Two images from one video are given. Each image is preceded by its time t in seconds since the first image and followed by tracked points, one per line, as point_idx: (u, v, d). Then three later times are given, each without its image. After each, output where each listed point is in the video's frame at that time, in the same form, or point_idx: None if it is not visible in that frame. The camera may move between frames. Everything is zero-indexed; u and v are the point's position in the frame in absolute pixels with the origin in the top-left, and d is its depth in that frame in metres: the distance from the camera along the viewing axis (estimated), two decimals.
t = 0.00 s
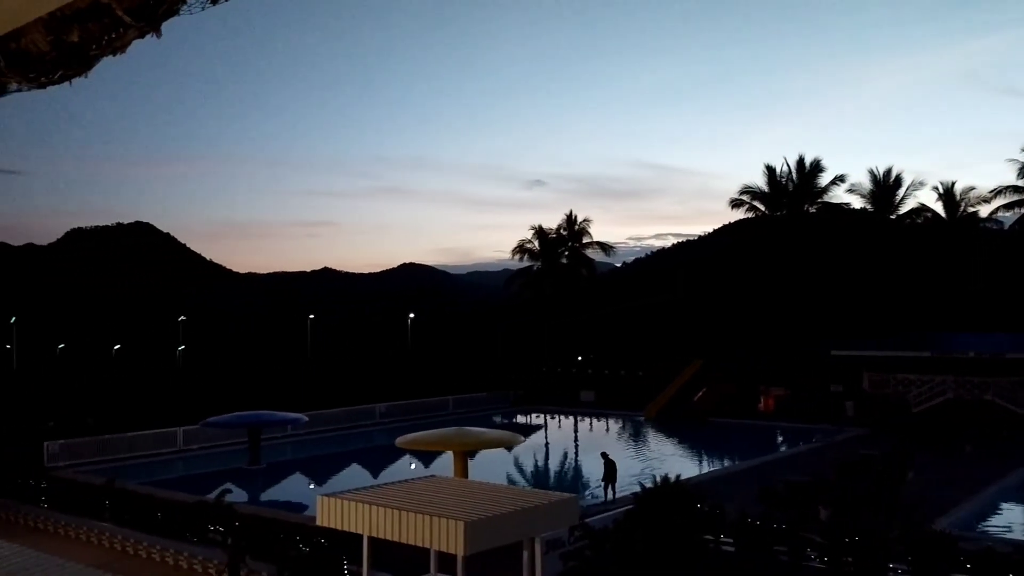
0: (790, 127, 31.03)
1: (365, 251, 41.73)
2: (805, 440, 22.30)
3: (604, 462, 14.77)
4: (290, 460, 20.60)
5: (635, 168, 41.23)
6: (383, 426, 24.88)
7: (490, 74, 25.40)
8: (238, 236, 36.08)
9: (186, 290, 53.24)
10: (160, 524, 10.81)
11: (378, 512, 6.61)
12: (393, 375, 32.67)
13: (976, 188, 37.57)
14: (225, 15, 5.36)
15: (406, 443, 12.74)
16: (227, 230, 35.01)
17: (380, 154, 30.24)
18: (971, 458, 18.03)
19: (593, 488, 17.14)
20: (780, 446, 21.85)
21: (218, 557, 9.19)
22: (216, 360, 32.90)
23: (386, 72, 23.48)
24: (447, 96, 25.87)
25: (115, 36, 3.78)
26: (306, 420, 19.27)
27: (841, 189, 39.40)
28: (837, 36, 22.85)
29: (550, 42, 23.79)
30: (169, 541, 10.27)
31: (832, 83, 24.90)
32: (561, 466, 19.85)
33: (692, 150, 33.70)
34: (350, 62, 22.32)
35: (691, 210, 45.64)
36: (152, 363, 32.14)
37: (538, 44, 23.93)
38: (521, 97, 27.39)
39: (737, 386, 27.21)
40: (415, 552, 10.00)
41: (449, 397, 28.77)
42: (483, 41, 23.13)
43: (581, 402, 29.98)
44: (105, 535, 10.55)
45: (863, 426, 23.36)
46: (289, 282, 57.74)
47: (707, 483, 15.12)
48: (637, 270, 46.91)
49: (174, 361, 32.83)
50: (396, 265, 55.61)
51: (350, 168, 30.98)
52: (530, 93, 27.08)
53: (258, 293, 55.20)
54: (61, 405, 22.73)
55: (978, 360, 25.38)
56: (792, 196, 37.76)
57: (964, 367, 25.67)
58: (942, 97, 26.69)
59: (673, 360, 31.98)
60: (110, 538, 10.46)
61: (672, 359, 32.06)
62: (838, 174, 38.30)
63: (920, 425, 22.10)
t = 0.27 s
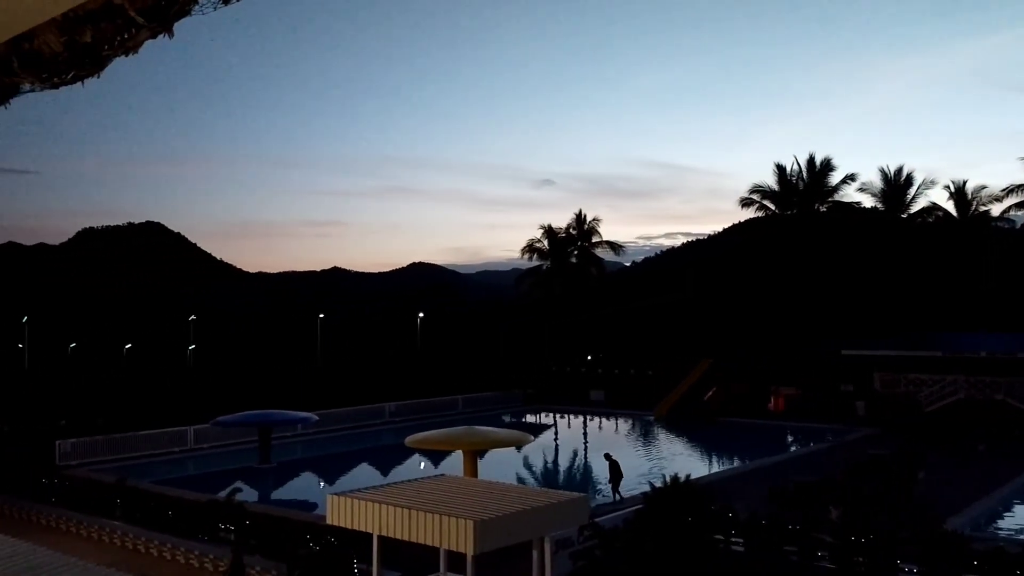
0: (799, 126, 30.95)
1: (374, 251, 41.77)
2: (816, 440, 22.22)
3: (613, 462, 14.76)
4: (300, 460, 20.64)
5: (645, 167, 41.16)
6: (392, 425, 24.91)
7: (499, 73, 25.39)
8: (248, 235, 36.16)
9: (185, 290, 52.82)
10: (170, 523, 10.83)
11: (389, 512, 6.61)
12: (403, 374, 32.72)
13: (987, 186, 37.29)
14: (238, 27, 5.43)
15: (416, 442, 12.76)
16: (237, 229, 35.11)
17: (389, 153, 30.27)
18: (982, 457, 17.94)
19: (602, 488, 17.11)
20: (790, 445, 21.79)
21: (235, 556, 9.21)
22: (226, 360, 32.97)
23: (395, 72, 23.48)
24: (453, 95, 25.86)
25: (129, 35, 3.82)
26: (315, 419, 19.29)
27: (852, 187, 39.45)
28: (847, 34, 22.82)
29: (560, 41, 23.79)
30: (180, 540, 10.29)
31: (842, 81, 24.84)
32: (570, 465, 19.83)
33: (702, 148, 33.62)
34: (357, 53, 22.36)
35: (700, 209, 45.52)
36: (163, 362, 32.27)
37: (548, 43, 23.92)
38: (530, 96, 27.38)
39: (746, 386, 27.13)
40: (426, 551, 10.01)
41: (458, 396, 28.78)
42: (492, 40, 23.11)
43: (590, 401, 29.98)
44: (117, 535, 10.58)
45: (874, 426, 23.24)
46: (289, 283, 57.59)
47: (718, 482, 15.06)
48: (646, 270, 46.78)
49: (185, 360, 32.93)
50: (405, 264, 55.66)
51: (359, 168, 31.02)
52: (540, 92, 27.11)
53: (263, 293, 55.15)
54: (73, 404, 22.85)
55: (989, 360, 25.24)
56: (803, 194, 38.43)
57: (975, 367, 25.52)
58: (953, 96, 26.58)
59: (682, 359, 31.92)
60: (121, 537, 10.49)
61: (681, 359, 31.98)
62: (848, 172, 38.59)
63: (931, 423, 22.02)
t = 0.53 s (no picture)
0: (808, 124, 30.84)
1: (383, 250, 41.84)
2: (826, 440, 22.11)
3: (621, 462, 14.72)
4: (309, 458, 20.67)
5: (654, 166, 41.18)
6: (401, 424, 24.93)
7: (508, 70, 25.21)
8: (257, 233, 36.27)
9: (186, 290, 53.04)
10: (180, 521, 10.87)
11: (398, 510, 6.62)
12: (411, 373, 32.74)
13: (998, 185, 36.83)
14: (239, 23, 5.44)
15: (425, 441, 12.76)
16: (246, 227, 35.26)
17: (399, 153, 30.33)
18: (994, 458, 17.80)
19: (610, 488, 17.07)
20: (801, 445, 21.73)
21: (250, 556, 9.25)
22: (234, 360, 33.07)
23: (403, 70, 23.39)
24: (462, 91, 25.80)
25: (139, 36, 3.81)
26: (324, 418, 19.33)
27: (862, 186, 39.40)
28: (857, 31, 22.70)
29: (567, 41, 23.76)
30: (188, 538, 10.34)
31: (852, 80, 24.72)
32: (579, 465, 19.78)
33: (710, 147, 33.54)
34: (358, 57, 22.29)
35: (710, 208, 45.44)
36: (172, 361, 32.38)
37: (558, 43, 23.88)
38: (539, 96, 27.38)
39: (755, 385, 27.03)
40: (434, 550, 10.02)
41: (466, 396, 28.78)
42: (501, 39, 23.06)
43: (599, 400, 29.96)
44: (127, 533, 10.65)
45: (884, 425, 23.13)
46: (291, 282, 57.51)
47: (726, 482, 15.02)
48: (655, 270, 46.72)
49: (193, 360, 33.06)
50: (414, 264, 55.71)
51: (369, 168, 31.11)
52: (548, 91, 27.06)
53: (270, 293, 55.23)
54: (83, 403, 22.94)
55: (1000, 360, 25.13)
56: (812, 193, 38.55)
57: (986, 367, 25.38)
58: (965, 94, 26.38)
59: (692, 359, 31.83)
60: (131, 535, 10.56)
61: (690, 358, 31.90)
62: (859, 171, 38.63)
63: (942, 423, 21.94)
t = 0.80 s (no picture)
0: (816, 123, 30.74)
1: (391, 249, 41.89)
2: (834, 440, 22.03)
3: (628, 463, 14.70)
4: (317, 457, 20.71)
5: (662, 165, 41.16)
6: (409, 423, 24.95)
7: (516, 68, 25.20)
8: (264, 232, 36.36)
9: (187, 290, 53.12)
10: (187, 520, 10.89)
11: (405, 509, 6.63)
12: (419, 373, 32.78)
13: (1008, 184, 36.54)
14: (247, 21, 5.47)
15: (433, 440, 12.78)
16: (254, 226, 35.37)
17: (406, 152, 30.35)
18: (1004, 458, 17.70)
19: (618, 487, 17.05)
20: (809, 445, 21.68)
21: (259, 555, 9.24)
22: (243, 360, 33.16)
23: (410, 69, 23.39)
24: (470, 89, 25.79)
25: (148, 35, 3.81)
26: (332, 417, 19.37)
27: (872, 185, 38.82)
28: (864, 29, 22.56)
29: (574, 40, 23.73)
30: (197, 536, 10.38)
31: (860, 78, 24.57)
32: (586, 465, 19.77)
33: (718, 146, 33.46)
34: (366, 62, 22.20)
35: (718, 207, 45.36)
36: (181, 360, 32.51)
37: (565, 42, 23.88)
38: (546, 95, 27.37)
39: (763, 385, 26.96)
40: (441, 547, 10.04)
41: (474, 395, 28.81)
42: (509, 38, 23.08)
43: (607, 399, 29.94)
44: (136, 530, 10.68)
45: (893, 424, 23.04)
46: (295, 282, 57.61)
47: (734, 482, 14.99)
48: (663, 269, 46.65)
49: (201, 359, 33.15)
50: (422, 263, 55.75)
51: (376, 167, 31.15)
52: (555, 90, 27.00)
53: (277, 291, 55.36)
54: (92, 401, 23.06)
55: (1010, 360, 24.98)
56: (820, 192, 37.05)
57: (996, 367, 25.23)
58: (976, 93, 26.22)
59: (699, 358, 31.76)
60: (140, 533, 10.59)
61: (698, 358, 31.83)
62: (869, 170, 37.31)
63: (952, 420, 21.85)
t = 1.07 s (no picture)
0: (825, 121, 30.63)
1: (398, 247, 41.91)
2: (843, 439, 21.95)
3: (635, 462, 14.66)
4: (325, 455, 20.73)
5: (670, 163, 41.10)
6: (416, 421, 24.96)
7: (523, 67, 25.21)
8: (272, 230, 36.44)
9: (186, 290, 52.43)
10: (195, 518, 10.92)
11: (412, 506, 6.65)
12: (426, 371, 32.81)
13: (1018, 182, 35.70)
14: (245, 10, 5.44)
15: (441, 438, 12.78)
16: (263, 224, 35.46)
17: (414, 151, 30.38)
18: (1014, 457, 17.62)
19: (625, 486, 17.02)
20: (817, 444, 21.63)
21: (269, 553, 9.28)
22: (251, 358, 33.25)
23: (418, 69, 23.43)
24: (477, 88, 25.81)
25: (157, 33, 3.84)
26: (340, 415, 19.39)
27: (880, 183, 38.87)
28: (871, 24, 22.45)
29: (582, 39, 23.71)
30: (204, 532, 10.41)
31: (867, 78, 24.48)
32: (594, 463, 19.75)
33: (727, 145, 33.38)
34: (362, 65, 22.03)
35: (726, 206, 45.25)
36: (189, 357, 32.67)
37: (573, 41, 23.85)
38: (554, 95, 27.36)
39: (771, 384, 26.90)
40: (449, 546, 10.03)
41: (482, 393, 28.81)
42: (517, 37, 23.08)
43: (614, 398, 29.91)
44: (144, 528, 10.73)
45: (902, 423, 22.95)
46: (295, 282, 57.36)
47: (742, 480, 14.96)
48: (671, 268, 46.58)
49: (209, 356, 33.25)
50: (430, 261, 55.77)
51: (384, 166, 31.20)
52: (561, 91, 26.94)
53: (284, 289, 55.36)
54: (101, 398, 23.18)
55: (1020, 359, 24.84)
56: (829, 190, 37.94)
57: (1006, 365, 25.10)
58: (986, 90, 26.08)
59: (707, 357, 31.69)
60: (148, 530, 10.65)
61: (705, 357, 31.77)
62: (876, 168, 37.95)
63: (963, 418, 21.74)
